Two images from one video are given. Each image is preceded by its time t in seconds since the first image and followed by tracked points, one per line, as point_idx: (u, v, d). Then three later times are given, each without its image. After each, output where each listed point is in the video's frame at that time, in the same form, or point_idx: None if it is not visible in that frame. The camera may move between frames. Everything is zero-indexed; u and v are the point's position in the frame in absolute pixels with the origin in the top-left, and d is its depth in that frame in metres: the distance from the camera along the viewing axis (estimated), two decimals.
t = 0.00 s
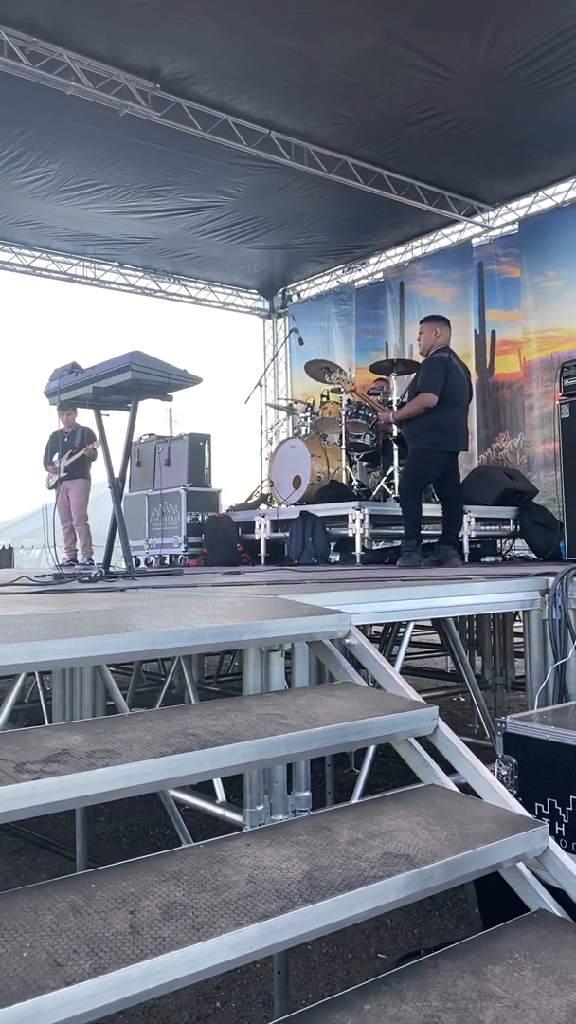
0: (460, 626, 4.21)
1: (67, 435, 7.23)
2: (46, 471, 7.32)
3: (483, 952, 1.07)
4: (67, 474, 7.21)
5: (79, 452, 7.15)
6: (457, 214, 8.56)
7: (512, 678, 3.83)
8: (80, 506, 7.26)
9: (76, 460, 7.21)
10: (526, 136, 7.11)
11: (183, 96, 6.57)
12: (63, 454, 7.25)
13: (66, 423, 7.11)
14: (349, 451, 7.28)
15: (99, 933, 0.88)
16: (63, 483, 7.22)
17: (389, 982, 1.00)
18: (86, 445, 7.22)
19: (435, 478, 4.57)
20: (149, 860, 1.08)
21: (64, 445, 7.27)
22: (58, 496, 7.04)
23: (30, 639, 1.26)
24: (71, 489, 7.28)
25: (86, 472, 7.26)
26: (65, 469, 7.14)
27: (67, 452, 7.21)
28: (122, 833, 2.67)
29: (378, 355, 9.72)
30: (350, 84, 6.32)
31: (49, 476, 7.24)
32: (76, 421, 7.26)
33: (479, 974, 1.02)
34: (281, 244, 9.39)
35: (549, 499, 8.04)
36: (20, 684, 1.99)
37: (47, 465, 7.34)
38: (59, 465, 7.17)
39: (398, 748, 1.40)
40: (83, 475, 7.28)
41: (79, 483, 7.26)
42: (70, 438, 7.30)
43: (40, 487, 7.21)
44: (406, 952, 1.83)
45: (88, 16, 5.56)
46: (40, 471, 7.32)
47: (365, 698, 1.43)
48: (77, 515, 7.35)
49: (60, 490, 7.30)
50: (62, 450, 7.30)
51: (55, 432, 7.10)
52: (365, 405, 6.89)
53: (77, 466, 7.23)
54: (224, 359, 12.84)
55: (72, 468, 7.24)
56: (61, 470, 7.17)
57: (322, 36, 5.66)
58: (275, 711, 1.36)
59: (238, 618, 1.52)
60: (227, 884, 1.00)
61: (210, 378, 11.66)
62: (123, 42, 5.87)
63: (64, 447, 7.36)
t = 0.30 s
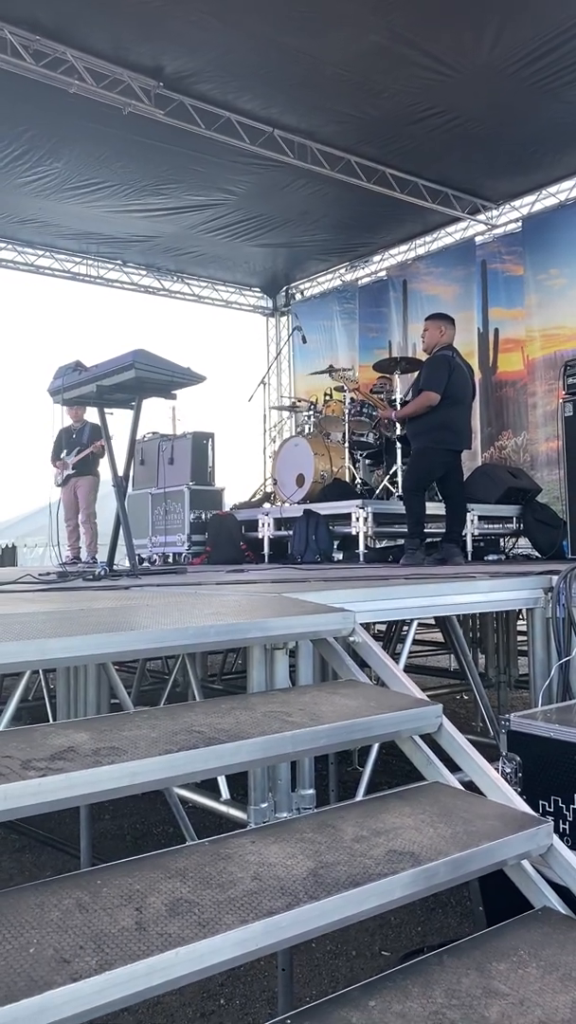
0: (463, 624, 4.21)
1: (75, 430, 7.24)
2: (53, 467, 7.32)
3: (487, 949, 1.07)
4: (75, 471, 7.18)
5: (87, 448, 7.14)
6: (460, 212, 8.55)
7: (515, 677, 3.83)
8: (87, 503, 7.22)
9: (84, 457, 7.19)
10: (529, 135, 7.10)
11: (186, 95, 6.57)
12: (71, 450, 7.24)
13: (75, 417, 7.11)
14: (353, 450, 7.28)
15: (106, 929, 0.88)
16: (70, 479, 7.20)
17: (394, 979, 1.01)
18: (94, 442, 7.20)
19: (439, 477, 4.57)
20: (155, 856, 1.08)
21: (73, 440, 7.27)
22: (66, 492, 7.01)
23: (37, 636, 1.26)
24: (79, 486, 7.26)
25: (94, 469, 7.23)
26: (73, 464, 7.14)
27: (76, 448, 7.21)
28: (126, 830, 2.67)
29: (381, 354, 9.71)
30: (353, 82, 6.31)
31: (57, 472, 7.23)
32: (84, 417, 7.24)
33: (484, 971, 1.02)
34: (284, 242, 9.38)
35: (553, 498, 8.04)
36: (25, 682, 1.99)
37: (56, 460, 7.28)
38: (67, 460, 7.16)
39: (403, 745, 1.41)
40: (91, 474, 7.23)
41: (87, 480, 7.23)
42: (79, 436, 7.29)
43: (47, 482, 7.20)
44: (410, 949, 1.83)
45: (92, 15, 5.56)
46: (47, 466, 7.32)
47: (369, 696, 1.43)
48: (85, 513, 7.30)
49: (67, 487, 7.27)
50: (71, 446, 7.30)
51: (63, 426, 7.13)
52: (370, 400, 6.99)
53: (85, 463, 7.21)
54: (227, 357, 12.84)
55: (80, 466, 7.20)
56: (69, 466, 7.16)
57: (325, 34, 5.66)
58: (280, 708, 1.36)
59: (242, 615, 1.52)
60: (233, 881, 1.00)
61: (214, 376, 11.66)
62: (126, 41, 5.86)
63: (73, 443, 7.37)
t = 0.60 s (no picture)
0: (471, 622, 4.20)
1: (87, 428, 7.26)
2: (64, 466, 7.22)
3: (500, 948, 1.07)
4: (86, 470, 7.19)
5: (98, 447, 7.16)
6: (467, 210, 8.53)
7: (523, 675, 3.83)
8: (97, 501, 7.21)
9: (95, 456, 7.21)
10: (536, 132, 7.09)
11: (193, 93, 6.57)
12: (82, 449, 7.23)
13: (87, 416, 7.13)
14: (359, 448, 7.27)
15: (121, 926, 0.89)
16: (81, 478, 7.21)
17: (407, 976, 1.01)
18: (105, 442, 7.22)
19: (445, 476, 4.56)
20: (169, 854, 1.08)
21: (84, 440, 7.26)
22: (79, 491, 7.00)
23: (47, 635, 1.26)
24: (90, 485, 7.25)
25: (104, 469, 7.25)
26: (84, 463, 7.13)
27: (87, 448, 7.21)
28: (134, 828, 2.68)
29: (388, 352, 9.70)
30: (360, 79, 6.30)
31: (67, 471, 7.20)
32: (95, 415, 7.25)
33: (497, 969, 1.02)
34: (291, 240, 9.38)
35: (559, 496, 8.02)
36: (35, 679, 2.00)
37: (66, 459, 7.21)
38: (79, 459, 7.15)
39: (414, 743, 1.41)
40: (101, 473, 7.25)
41: (97, 480, 7.24)
42: (90, 435, 7.30)
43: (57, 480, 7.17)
44: (419, 947, 1.83)
45: (99, 13, 5.56)
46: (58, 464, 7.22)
47: (380, 694, 1.43)
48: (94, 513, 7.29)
49: (77, 486, 7.27)
50: (82, 445, 7.29)
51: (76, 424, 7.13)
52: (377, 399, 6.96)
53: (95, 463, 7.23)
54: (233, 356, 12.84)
55: (91, 465, 7.21)
56: (81, 465, 7.15)
57: (332, 31, 5.65)
58: (292, 707, 1.36)
59: (253, 614, 1.52)
60: (246, 879, 1.00)
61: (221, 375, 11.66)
62: (133, 39, 5.87)
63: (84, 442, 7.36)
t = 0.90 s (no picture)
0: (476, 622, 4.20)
1: (94, 428, 7.23)
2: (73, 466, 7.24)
3: (506, 948, 1.07)
4: (92, 469, 7.16)
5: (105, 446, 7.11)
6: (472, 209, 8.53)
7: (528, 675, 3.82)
8: (104, 501, 7.15)
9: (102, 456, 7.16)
10: (541, 131, 7.08)
11: (197, 93, 6.58)
12: (90, 449, 7.25)
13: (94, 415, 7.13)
14: (364, 448, 7.27)
15: (126, 925, 0.89)
16: (88, 477, 7.17)
17: (412, 977, 1.01)
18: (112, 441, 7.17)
19: (450, 476, 4.55)
20: (173, 854, 1.08)
21: (92, 439, 7.28)
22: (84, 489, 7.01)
23: (52, 634, 1.27)
24: (97, 485, 7.20)
25: (111, 469, 7.20)
26: (91, 461, 7.09)
27: (94, 447, 7.21)
28: (139, 828, 2.68)
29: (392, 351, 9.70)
30: (365, 79, 6.30)
31: (75, 470, 7.20)
32: (103, 415, 7.24)
33: (502, 970, 1.02)
34: (296, 240, 9.37)
35: (565, 497, 7.99)
36: (40, 679, 2.00)
37: (75, 458, 7.24)
38: (86, 458, 7.14)
39: (419, 744, 1.40)
40: (109, 473, 7.20)
41: (104, 480, 7.19)
42: (99, 435, 7.30)
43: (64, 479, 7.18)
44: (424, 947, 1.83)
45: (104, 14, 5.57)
46: (67, 464, 7.27)
47: (384, 694, 1.43)
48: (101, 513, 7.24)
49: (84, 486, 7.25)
50: (91, 444, 7.29)
51: (82, 423, 7.11)
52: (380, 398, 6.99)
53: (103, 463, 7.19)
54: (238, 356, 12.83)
55: (98, 465, 7.18)
56: (87, 465, 7.12)
57: (337, 30, 5.65)
58: (295, 707, 1.36)
59: (258, 614, 1.52)
60: (250, 879, 1.00)
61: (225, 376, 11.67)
62: (138, 40, 5.87)
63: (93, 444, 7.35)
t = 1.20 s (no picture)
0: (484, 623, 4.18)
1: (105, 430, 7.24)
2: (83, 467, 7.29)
3: (498, 951, 1.07)
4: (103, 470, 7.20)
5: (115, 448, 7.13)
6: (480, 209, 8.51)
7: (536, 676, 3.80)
8: (114, 502, 7.20)
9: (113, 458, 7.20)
10: (549, 130, 7.05)
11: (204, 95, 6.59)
12: (100, 450, 7.25)
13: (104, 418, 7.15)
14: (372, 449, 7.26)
15: (113, 929, 0.89)
16: (97, 478, 7.22)
17: (403, 980, 1.01)
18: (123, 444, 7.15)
19: (457, 477, 4.54)
20: (165, 857, 1.08)
21: (103, 441, 7.28)
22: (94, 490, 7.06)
23: (53, 636, 1.28)
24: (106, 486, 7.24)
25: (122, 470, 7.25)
26: (100, 463, 7.13)
27: (105, 448, 7.21)
28: (145, 829, 2.69)
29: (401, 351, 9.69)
30: (371, 79, 6.29)
31: (86, 472, 7.24)
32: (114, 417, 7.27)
33: (493, 973, 1.02)
34: (304, 240, 9.37)
35: None
36: (40, 681, 2.01)
37: (85, 459, 7.30)
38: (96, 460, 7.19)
39: (414, 747, 1.40)
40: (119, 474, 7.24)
41: (115, 481, 7.24)
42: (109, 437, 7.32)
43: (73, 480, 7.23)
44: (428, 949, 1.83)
45: (110, 18, 5.60)
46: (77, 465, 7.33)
47: (380, 697, 1.43)
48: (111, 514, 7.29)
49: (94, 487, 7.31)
50: (101, 446, 7.31)
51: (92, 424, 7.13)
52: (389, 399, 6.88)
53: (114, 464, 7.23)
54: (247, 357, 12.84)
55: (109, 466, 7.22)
56: (98, 466, 7.17)
57: (342, 31, 5.65)
58: (292, 710, 1.36)
59: (257, 617, 1.52)
60: (240, 882, 1.00)
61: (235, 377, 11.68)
62: (144, 43, 5.89)
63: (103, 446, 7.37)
